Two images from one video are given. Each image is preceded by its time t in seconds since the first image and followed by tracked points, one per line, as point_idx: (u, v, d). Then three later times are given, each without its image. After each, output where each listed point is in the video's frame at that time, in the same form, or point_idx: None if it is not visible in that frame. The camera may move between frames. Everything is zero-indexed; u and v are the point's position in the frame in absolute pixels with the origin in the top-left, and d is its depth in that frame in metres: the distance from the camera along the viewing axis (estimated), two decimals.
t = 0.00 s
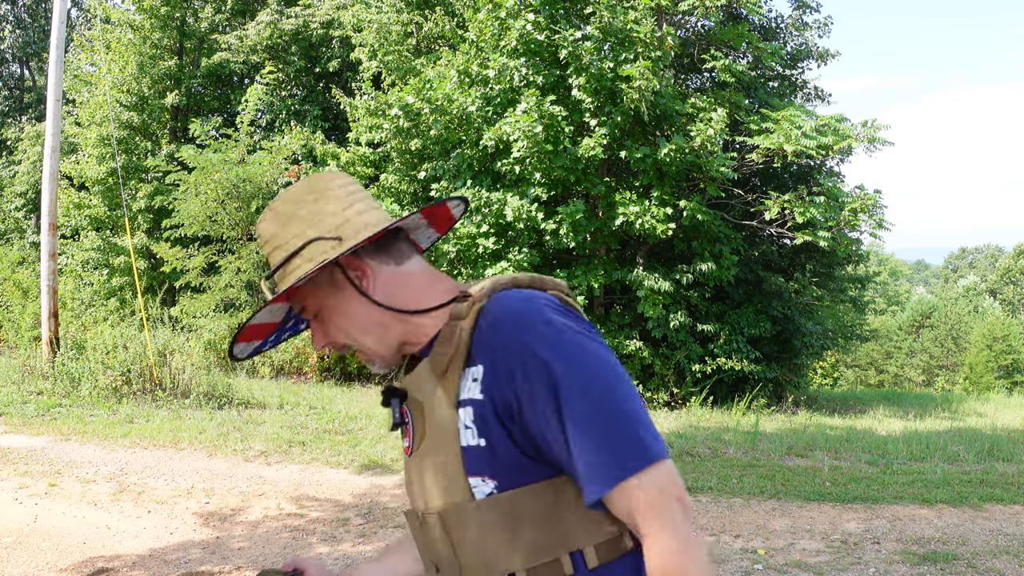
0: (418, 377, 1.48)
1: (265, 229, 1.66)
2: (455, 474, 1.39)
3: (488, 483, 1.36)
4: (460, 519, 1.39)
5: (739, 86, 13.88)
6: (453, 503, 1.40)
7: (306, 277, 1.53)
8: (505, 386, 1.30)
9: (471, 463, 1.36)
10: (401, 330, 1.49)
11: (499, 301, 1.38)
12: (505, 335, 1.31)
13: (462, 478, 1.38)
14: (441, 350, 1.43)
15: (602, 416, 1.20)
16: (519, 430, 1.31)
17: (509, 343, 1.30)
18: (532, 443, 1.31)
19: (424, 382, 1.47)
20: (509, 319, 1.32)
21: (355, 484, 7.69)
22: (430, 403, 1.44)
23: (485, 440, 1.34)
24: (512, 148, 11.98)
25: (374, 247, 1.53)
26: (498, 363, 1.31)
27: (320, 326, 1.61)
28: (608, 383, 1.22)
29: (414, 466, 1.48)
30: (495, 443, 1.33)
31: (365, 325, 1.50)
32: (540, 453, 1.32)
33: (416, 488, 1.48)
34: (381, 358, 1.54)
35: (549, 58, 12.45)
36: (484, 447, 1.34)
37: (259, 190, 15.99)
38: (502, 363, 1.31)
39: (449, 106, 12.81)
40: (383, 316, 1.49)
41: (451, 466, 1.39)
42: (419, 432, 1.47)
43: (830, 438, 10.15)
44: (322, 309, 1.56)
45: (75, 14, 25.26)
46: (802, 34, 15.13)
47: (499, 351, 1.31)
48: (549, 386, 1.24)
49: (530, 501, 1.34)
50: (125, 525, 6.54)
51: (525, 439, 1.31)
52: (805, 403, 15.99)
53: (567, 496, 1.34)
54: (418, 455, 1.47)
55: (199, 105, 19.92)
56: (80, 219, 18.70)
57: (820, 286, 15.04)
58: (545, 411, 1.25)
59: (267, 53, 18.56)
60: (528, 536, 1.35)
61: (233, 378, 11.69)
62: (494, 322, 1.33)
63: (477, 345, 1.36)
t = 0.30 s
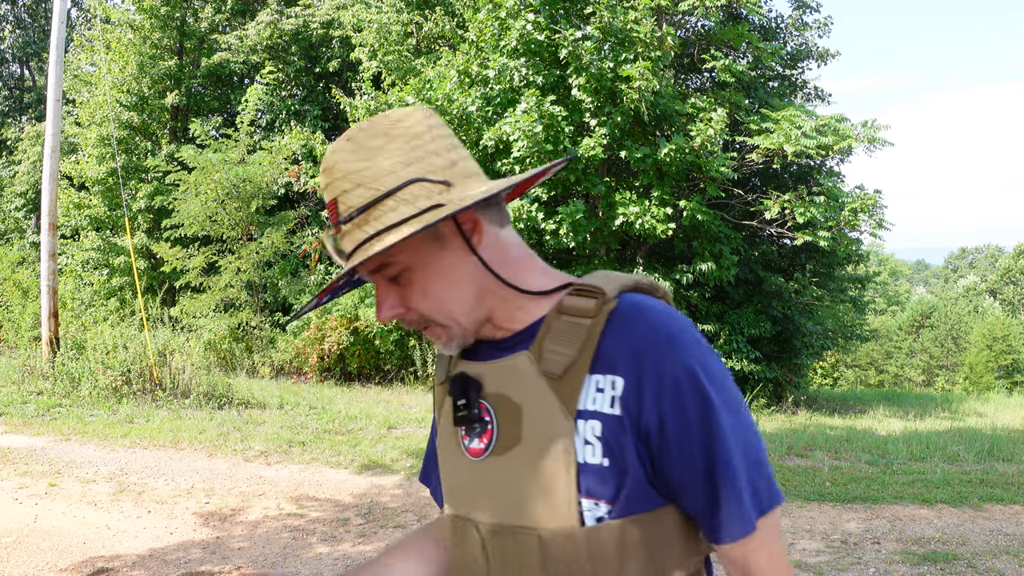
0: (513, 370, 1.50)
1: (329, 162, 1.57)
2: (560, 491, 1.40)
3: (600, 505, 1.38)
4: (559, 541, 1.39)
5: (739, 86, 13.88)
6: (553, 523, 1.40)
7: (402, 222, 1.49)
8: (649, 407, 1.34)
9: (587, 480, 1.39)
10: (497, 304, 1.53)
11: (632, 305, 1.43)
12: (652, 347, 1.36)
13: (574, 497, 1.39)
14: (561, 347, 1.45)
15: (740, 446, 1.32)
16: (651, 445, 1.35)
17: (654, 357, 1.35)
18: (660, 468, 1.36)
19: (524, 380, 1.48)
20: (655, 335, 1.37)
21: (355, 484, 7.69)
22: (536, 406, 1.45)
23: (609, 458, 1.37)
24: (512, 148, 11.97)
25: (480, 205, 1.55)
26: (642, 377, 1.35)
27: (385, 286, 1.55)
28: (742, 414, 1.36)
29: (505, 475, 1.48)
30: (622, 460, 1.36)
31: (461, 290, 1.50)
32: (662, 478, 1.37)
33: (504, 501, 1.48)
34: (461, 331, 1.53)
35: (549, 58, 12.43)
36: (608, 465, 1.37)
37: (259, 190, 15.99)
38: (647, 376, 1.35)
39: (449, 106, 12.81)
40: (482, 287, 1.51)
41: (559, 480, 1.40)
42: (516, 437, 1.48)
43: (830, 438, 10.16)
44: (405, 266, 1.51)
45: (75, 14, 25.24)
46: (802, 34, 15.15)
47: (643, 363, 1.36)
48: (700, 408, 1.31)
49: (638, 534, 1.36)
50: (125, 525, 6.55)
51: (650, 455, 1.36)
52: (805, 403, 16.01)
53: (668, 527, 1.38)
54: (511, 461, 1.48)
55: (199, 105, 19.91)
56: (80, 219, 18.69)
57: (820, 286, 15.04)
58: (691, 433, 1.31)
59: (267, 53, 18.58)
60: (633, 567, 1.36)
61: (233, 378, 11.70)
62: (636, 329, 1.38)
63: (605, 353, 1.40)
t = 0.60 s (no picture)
0: (626, 380, 1.58)
1: (470, 101, 1.50)
2: (677, 517, 1.49)
3: (715, 532, 1.48)
4: (675, 568, 1.49)
5: (739, 87, 13.88)
6: (668, 551, 1.50)
7: (551, 191, 1.46)
8: (780, 435, 1.45)
9: (708, 504, 1.48)
10: (618, 302, 1.57)
11: (758, 324, 1.52)
12: (785, 372, 1.46)
13: (694, 525, 1.48)
14: (688, 361, 1.53)
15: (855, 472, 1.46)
16: (774, 471, 1.46)
17: (786, 385, 1.46)
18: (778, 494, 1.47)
19: (639, 394, 1.56)
20: (784, 359, 1.47)
21: (355, 484, 7.69)
22: (654, 426, 1.53)
23: (733, 485, 1.47)
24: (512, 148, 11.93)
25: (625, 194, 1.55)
26: (775, 404, 1.45)
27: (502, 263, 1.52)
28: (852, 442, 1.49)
29: (613, 493, 1.56)
30: (743, 485, 1.47)
31: (594, 284, 1.51)
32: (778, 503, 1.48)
33: (607, 521, 1.56)
34: (576, 324, 1.54)
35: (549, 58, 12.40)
36: (731, 490, 1.47)
37: (259, 190, 15.99)
38: (779, 403, 1.46)
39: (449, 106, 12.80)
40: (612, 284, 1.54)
41: (677, 504, 1.50)
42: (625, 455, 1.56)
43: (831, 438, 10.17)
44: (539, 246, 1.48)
45: (76, 14, 25.25)
46: (802, 34, 15.18)
47: (776, 386, 1.46)
48: (832, 441, 1.43)
49: (746, 563, 1.48)
50: (125, 525, 6.55)
51: (771, 480, 1.47)
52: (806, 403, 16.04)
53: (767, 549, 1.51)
54: (619, 479, 1.56)
55: (199, 105, 19.92)
56: (79, 219, 18.69)
57: (820, 286, 15.07)
58: (816, 463, 1.43)
59: (267, 53, 18.57)
60: None
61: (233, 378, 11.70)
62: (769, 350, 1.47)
63: (732, 373, 1.50)
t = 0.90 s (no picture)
0: (688, 380, 1.60)
1: (617, 66, 1.54)
2: (736, 522, 1.52)
3: (759, 536, 1.55)
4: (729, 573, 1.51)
5: (739, 87, 13.87)
6: (725, 557, 1.51)
7: (685, 167, 1.55)
8: (824, 444, 1.58)
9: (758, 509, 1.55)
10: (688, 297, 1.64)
11: (804, 337, 1.65)
12: (832, 384, 1.59)
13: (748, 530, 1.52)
14: (753, 368, 1.59)
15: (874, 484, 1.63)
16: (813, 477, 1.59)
17: (834, 398, 1.59)
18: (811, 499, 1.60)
19: (700, 393, 1.59)
20: (831, 372, 1.60)
21: (355, 484, 7.69)
22: (718, 426, 1.56)
23: (778, 490, 1.57)
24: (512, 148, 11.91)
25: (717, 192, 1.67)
26: (824, 414, 1.58)
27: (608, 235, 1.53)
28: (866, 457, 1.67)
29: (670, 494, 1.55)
30: (789, 490, 1.57)
31: (683, 276, 1.58)
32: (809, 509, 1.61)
33: (663, 524, 1.53)
34: (656, 313, 1.58)
35: (549, 58, 12.35)
36: (776, 496, 1.56)
37: (259, 190, 15.98)
38: (824, 415, 1.58)
39: (449, 106, 12.79)
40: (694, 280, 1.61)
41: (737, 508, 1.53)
42: (685, 456, 1.56)
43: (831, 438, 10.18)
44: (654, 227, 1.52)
45: (76, 14, 25.24)
46: (802, 34, 15.19)
47: (825, 397, 1.58)
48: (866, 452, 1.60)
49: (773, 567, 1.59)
50: (125, 525, 6.55)
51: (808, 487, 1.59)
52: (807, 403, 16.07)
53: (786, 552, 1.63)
54: (678, 480, 1.55)
55: (199, 105, 19.91)
56: (79, 219, 18.68)
57: (820, 286, 15.08)
58: (850, 473, 1.59)
59: (267, 53, 18.60)
60: None
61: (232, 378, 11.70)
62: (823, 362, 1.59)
63: (786, 382, 1.60)
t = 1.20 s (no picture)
0: (681, 369, 1.67)
1: (660, 56, 1.65)
2: (729, 501, 1.61)
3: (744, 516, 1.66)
4: (722, 550, 1.59)
5: (739, 86, 13.87)
6: (719, 534, 1.60)
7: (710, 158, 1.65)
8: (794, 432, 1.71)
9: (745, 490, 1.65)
10: (684, 289, 1.72)
11: (773, 334, 1.78)
12: (801, 377, 1.73)
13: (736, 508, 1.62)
14: (738, 358, 1.69)
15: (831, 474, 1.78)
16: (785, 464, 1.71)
17: (802, 389, 1.72)
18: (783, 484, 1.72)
19: (693, 381, 1.66)
20: (798, 366, 1.74)
21: (355, 484, 7.69)
22: (712, 411, 1.64)
23: (758, 473, 1.68)
24: (512, 148, 11.90)
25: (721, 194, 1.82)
26: (795, 408, 1.71)
27: (633, 210, 1.63)
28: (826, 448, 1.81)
29: (670, 476, 1.60)
30: (768, 473, 1.69)
31: (691, 261, 1.68)
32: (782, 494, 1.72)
33: (663, 505, 1.59)
34: (665, 295, 1.65)
35: (550, 58, 12.30)
36: (757, 478, 1.67)
37: (259, 190, 15.98)
38: (794, 407, 1.71)
39: (449, 105, 12.77)
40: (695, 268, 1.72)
41: (729, 488, 1.62)
42: (682, 440, 1.62)
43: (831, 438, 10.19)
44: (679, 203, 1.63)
45: (76, 14, 25.24)
46: (802, 34, 15.19)
47: (795, 389, 1.72)
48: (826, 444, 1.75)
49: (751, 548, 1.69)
50: (125, 525, 6.55)
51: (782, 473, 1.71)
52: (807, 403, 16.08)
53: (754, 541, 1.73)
54: (677, 463, 1.61)
55: (199, 105, 19.92)
56: (80, 219, 18.69)
57: (820, 286, 15.08)
58: (813, 461, 1.73)
59: (267, 53, 18.60)
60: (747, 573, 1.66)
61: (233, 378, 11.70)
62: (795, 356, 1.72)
63: (761, 375, 1.72)
